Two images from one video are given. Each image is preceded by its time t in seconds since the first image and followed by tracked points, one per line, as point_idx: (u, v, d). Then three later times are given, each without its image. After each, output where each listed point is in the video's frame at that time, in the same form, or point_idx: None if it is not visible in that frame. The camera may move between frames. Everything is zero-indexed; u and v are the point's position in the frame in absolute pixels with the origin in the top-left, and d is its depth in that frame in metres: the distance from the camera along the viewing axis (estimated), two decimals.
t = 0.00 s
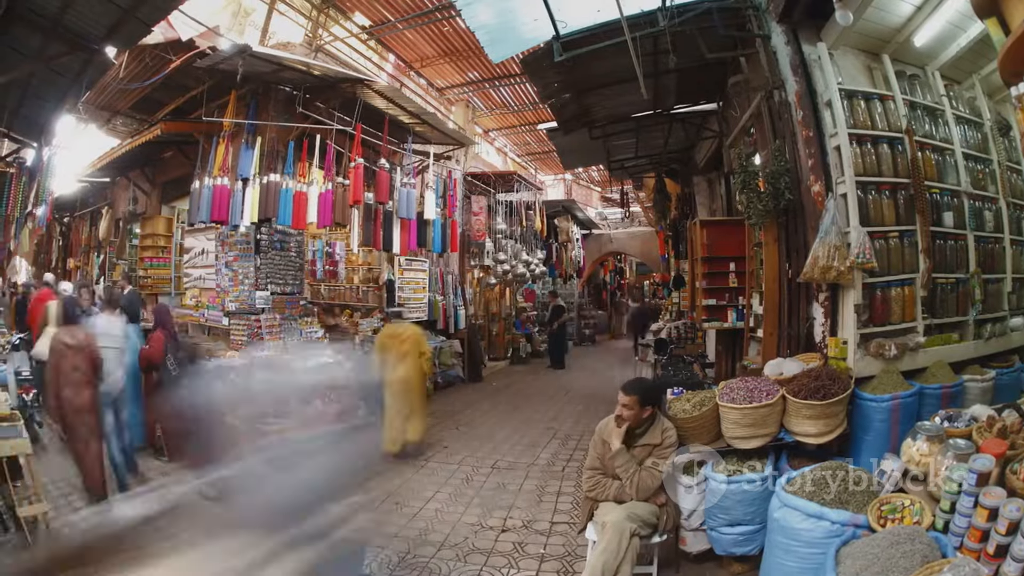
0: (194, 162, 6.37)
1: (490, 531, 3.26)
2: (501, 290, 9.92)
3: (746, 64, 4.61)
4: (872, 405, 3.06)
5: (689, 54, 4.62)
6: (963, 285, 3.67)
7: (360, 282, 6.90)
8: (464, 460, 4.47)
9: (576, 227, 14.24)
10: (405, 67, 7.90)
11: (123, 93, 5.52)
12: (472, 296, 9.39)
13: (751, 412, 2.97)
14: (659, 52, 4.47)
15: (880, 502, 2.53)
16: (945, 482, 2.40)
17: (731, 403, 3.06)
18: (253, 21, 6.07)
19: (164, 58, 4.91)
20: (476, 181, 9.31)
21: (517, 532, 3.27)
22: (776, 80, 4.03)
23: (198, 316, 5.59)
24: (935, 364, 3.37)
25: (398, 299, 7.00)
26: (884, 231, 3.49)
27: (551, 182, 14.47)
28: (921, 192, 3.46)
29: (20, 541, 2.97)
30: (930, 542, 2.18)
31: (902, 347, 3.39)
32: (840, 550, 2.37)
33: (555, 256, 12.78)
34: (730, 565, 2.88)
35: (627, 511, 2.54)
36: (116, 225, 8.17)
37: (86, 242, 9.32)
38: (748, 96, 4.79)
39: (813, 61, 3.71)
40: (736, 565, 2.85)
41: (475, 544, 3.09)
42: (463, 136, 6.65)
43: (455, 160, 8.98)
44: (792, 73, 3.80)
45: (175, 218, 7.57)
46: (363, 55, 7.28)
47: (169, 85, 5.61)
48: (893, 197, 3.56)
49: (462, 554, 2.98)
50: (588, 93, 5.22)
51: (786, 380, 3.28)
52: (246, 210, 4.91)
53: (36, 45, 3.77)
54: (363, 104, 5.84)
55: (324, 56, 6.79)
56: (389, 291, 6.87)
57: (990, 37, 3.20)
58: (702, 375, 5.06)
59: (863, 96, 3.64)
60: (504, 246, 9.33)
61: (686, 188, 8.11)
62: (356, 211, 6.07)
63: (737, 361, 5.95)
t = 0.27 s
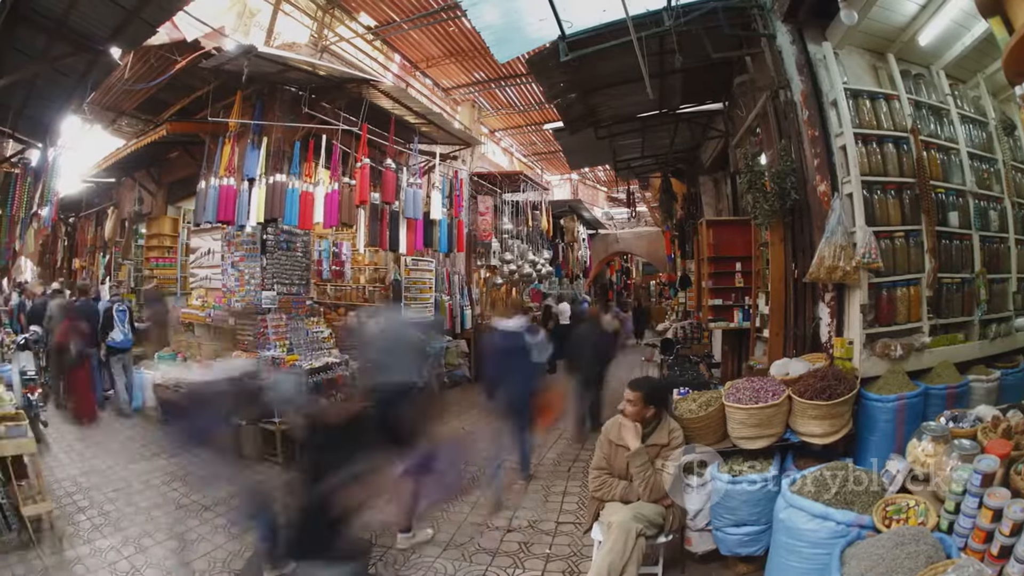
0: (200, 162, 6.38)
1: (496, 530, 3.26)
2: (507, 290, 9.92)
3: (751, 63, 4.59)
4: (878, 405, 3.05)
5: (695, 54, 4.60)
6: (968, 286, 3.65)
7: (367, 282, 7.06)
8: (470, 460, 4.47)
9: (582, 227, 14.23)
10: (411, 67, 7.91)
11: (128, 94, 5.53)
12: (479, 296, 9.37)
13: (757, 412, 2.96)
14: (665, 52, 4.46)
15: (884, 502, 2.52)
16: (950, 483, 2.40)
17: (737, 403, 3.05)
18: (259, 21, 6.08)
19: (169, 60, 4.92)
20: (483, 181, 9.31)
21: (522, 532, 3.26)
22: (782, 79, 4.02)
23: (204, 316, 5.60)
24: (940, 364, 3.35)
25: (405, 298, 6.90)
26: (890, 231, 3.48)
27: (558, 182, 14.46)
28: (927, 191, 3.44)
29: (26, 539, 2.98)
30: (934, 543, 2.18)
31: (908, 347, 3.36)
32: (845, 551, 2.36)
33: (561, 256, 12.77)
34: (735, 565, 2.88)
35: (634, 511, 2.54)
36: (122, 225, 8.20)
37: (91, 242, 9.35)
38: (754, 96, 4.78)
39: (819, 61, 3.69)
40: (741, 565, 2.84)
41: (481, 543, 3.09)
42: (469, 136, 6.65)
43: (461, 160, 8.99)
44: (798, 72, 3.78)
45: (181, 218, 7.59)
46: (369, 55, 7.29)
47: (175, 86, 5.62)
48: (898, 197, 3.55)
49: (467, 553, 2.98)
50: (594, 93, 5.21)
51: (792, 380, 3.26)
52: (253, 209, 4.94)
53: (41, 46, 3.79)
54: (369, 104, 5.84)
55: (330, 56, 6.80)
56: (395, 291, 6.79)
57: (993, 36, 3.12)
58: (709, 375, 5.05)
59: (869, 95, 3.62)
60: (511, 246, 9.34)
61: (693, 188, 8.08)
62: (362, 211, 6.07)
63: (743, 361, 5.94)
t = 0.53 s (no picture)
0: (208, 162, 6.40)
1: (504, 530, 3.25)
2: (515, 290, 9.91)
3: (759, 63, 4.59)
4: (885, 406, 3.03)
5: (703, 53, 4.59)
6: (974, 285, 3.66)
7: (375, 281, 7.19)
8: (479, 460, 4.46)
9: (591, 227, 14.22)
10: (419, 67, 7.92)
11: (135, 95, 5.53)
12: (487, 296, 9.37)
13: (766, 412, 2.95)
14: (673, 51, 4.44)
15: (891, 503, 2.50)
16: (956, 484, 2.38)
17: (745, 404, 3.03)
18: (266, 22, 6.09)
19: (177, 60, 4.89)
20: (491, 181, 9.31)
21: (530, 532, 3.26)
22: (789, 79, 3.99)
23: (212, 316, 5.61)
24: (947, 364, 3.33)
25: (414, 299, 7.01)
26: (898, 231, 3.46)
27: (566, 181, 14.46)
28: (934, 191, 3.43)
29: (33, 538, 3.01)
30: (940, 544, 2.17)
31: (916, 348, 3.36)
32: (852, 552, 2.36)
33: (570, 256, 12.75)
34: (743, 566, 2.87)
35: (642, 511, 2.53)
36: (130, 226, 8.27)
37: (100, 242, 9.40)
38: (761, 95, 4.76)
39: (826, 60, 3.67)
40: (748, 566, 2.83)
41: (489, 543, 3.09)
42: (477, 136, 6.65)
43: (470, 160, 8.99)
44: (805, 72, 3.76)
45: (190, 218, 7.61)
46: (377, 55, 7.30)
47: (182, 87, 5.63)
48: (906, 196, 3.53)
49: (475, 553, 2.98)
50: (602, 93, 5.20)
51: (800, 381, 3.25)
52: (261, 210, 5.00)
53: (47, 48, 3.82)
54: (377, 104, 5.84)
55: (337, 57, 6.82)
56: (404, 290, 6.93)
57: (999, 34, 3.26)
58: (718, 375, 5.05)
59: (876, 94, 3.61)
60: (519, 246, 9.36)
61: (701, 187, 8.06)
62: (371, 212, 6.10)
63: (751, 361, 5.92)
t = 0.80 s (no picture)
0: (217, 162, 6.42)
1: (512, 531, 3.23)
2: (526, 289, 9.86)
3: (768, 62, 4.56)
4: (894, 406, 3.00)
5: (712, 52, 4.56)
6: (983, 285, 3.64)
7: (386, 282, 7.14)
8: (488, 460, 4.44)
9: (600, 227, 14.18)
10: (428, 68, 7.94)
11: (144, 96, 5.54)
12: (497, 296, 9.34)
13: (776, 412, 2.93)
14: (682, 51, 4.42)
15: (899, 504, 2.49)
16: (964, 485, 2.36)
17: (756, 404, 3.02)
18: (274, 23, 6.10)
19: (185, 61, 4.91)
20: (501, 181, 9.30)
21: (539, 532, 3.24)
22: (798, 78, 3.96)
23: (222, 316, 5.58)
24: (956, 364, 3.31)
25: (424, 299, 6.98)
26: (907, 230, 3.43)
27: (575, 181, 14.42)
28: (943, 190, 3.41)
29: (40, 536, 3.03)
30: (947, 545, 2.16)
31: (925, 348, 3.33)
32: (860, 553, 2.35)
33: (579, 256, 12.72)
34: (752, 567, 2.85)
35: (651, 511, 2.51)
36: (138, 226, 8.32)
37: (109, 242, 9.45)
38: (771, 94, 4.74)
39: (834, 59, 3.66)
40: (757, 567, 2.82)
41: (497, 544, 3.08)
42: (487, 136, 6.64)
43: (479, 160, 8.99)
44: (814, 71, 3.74)
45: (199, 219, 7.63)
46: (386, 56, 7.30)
47: (191, 87, 5.65)
48: (915, 196, 3.51)
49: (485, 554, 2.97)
50: (612, 93, 5.17)
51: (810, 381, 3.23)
52: (271, 209, 4.96)
53: (54, 49, 3.85)
54: (386, 104, 5.83)
55: (346, 58, 6.84)
56: (414, 290, 6.91)
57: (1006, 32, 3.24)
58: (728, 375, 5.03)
59: (884, 93, 3.58)
60: (529, 246, 9.36)
61: (711, 187, 8.00)
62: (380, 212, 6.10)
63: (762, 362, 5.86)
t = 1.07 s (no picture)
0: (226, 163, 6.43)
1: (521, 530, 3.21)
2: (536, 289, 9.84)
3: (777, 61, 4.54)
4: (903, 407, 2.98)
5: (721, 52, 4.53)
6: (992, 285, 3.60)
7: (396, 282, 7.26)
8: (498, 459, 4.42)
9: (610, 227, 14.15)
10: (437, 67, 7.94)
11: (152, 97, 5.54)
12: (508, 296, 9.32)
13: (784, 413, 2.92)
14: (691, 50, 4.41)
15: (907, 505, 2.48)
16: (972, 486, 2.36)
17: (764, 404, 3.00)
18: (281, 23, 6.16)
19: (193, 62, 4.91)
20: (511, 181, 9.29)
21: (548, 532, 3.21)
22: (807, 77, 3.95)
23: (231, 316, 5.32)
24: (964, 365, 3.29)
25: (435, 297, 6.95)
26: (915, 230, 3.41)
27: (585, 181, 14.41)
28: (952, 190, 3.39)
29: (46, 534, 3.08)
30: (955, 547, 2.16)
31: (933, 348, 3.31)
32: (867, 554, 2.34)
33: (590, 256, 12.70)
34: (759, 568, 2.84)
35: (659, 513, 2.52)
36: (147, 227, 8.37)
37: (116, 242, 9.50)
38: (779, 93, 4.71)
39: (842, 58, 3.62)
40: (764, 567, 2.81)
41: (506, 543, 3.06)
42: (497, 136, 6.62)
43: (489, 159, 8.99)
44: (823, 70, 3.71)
45: (208, 219, 7.64)
46: (395, 56, 7.32)
47: (200, 88, 5.65)
48: (924, 195, 3.49)
49: (493, 553, 2.97)
50: (621, 92, 5.14)
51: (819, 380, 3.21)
52: (281, 210, 5.01)
53: (61, 50, 3.89)
54: (395, 104, 5.86)
55: (355, 58, 6.88)
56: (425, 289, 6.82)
57: (1013, 30, 3.19)
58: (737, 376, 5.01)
59: (892, 92, 3.57)
60: (539, 246, 9.35)
61: (721, 187, 7.95)
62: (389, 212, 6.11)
63: (772, 362, 5.82)
